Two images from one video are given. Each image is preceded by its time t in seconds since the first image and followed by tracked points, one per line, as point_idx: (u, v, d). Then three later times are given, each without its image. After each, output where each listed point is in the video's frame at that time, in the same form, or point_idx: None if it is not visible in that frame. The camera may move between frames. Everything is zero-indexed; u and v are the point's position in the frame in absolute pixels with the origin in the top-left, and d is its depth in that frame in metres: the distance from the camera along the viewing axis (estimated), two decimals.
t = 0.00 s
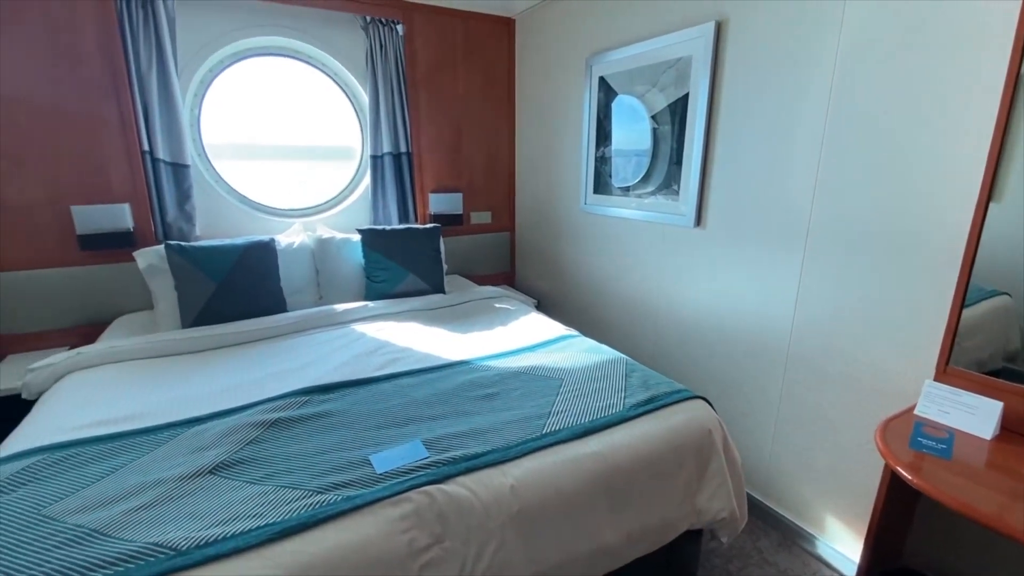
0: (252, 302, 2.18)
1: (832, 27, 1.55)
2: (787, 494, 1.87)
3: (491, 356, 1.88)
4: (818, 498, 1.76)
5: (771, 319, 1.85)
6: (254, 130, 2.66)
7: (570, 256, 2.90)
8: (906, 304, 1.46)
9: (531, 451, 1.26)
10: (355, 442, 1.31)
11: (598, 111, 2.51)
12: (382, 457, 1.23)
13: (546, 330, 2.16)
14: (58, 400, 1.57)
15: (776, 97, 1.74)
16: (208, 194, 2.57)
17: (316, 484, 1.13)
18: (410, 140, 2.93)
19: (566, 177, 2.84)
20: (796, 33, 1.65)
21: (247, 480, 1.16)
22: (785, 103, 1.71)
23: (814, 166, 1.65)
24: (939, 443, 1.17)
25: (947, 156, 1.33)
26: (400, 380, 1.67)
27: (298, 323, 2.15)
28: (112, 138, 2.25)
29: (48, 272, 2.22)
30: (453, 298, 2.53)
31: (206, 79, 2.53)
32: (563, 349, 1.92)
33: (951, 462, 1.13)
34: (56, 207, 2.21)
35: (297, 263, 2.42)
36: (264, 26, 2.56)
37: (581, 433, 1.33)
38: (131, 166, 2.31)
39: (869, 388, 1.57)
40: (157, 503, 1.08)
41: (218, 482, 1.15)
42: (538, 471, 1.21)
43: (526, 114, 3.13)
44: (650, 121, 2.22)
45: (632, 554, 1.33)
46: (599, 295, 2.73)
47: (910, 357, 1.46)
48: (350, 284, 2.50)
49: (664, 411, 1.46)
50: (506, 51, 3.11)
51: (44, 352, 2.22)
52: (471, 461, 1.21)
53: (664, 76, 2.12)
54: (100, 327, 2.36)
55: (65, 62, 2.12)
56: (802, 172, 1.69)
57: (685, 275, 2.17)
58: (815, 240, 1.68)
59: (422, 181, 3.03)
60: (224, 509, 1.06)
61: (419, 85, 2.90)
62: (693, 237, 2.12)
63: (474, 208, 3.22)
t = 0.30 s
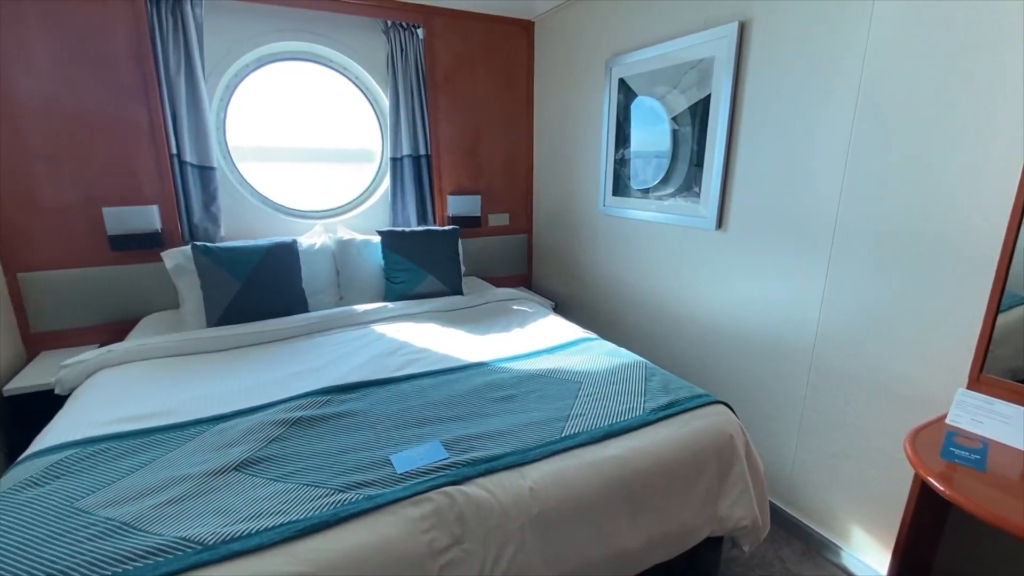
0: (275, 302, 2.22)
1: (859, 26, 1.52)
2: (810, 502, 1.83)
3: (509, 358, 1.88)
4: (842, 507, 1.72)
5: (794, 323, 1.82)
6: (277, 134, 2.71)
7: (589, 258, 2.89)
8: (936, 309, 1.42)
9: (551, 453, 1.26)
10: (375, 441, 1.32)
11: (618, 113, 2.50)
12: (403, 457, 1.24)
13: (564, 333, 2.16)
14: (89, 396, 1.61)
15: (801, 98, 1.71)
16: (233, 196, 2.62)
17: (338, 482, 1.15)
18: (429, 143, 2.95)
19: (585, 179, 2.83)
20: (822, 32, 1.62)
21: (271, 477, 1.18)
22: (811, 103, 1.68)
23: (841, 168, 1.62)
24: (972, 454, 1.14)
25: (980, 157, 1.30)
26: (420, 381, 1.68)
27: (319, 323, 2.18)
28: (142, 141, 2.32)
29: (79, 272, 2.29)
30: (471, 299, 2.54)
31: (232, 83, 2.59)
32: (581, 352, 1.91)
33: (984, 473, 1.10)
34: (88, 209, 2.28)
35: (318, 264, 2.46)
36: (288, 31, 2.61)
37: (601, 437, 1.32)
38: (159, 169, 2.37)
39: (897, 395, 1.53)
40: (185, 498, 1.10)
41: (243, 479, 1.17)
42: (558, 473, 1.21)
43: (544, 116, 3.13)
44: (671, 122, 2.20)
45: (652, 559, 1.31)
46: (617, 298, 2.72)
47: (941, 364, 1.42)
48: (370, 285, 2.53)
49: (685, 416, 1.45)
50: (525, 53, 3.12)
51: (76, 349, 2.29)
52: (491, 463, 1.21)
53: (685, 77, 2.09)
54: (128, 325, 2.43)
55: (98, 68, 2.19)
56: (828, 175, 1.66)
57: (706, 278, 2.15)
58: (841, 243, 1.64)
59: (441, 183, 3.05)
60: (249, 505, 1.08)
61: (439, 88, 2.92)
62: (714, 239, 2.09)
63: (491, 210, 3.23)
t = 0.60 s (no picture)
0: (299, 302, 2.25)
1: (892, 24, 1.48)
2: (839, 510, 1.79)
3: (531, 360, 1.88)
4: (871, 516, 1.68)
5: (821, 327, 1.78)
6: (302, 136, 2.76)
7: (610, 260, 2.88)
8: (973, 314, 1.38)
9: (574, 456, 1.25)
10: (399, 441, 1.33)
11: (639, 114, 2.48)
12: (427, 457, 1.25)
13: (585, 334, 2.15)
14: (123, 391, 1.66)
15: (830, 98, 1.67)
16: (259, 197, 2.67)
17: (364, 481, 1.16)
18: (450, 145, 2.97)
19: (606, 180, 2.82)
20: (853, 30, 1.58)
21: (297, 474, 1.20)
22: (841, 103, 1.64)
23: (872, 168, 1.58)
24: (1012, 464, 1.10)
25: (1020, 157, 1.25)
26: (442, 381, 1.69)
27: (342, 323, 2.21)
28: (173, 144, 2.38)
29: (112, 271, 2.36)
30: (491, 301, 2.54)
31: (259, 87, 2.64)
32: (603, 354, 1.90)
33: None
34: (120, 210, 2.34)
35: (341, 265, 2.49)
36: (314, 36, 2.65)
37: (625, 440, 1.31)
38: (189, 171, 2.43)
39: (931, 403, 1.49)
40: (216, 493, 1.13)
41: (271, 475, 1.19)
42: (582, 476, 1.20)
43: (565, 118, 3.13)
44: (695, 123, 2.17)
45: (676, 565, 1.30)
46: (638, 300, 2.70)
47: (977, 371, 1.38)
48: (391, 286, 2.55)
49: (710, 421, 1.43)
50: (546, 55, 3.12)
51: (108, 346, 2.37)
52: (515, 464, 1.21)
53: (710, 77, 2.07)
54: (158, 323, 2.50)
55: (132, 74, 2.26)
56: (858, 176, 1.62)
57: (730, 281, 2.12)
58: (872, 246, 1.60)
59: (462, 185, 3.07)
60: (277, 501, 1.10)
61: (460, 91, 2.94)
62: (738, 242, 2.06)
63: (511, 212, 3.24)
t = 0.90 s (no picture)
0: (318, 300, 2.28)
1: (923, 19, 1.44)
2: (864, 517, 1.75)
3: (548, 360, 1.87)
4: (898, 524, 1.64)
5: (846, 330, 1.74)
6: (322, 137, 2.79)
7: (627, 260, 2.86)
8: (1007, 318, 1.33)
9: (594, 457, 1.24)
10: (418, 439, 1.34)
11: (659, 113, 2.46)
12: (446, 456, 1.25)
13: (603, 335, 2.13)
14: (148, 387, 1.69)
15: (857, 95, 1.63)
16: (279, 197, 2.71)
17: (383, 479, 1.16)
18: (468, 145, 2.98)
19: (623, 180, 2.80)
20: (882, 26, 1.55)
21: (318, 471, 1.21)
22: (868, 101, 1.60)
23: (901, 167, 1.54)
24: None
25: None
26: (459, 381, 1.70)
27: (360, 321, 2.22)
28: (197, 145, 2.42)
29: (137, 269, 2.41)
30: (508, 301, 2.54)
31: (280, 88, 2.67)
32: (621, 355, 1.88)
33: None
34: (145, 209, 2.39)
35: (359, 264, 2.51)
36: (334, 37, 2.68)
37: (645, 442, 1.30)
38: (212, 171, 2.47)
39: (961, 409, 1.44)
40: (239, 488, 1.14)
41: (292, 472, 1.21)
42: (602, 478, 1.19)
43: (583, 117, 3.11)
44: (715, 122, 2.14)
45: (697, 569, 1.27)
46: (657, 301, 2.67)
47: (1010, 377, 1.33)
48: (409, 285, 2.57)
49: (732, 424, 1.40)
50: (564, 54, 3.10)
51: (132, 342, 2.42)
52: (534, 464, 1.20)
53: (732, 75, 2.04)
54: (180, 321, 2.54)
55: (158, 76, 2.31)
56: (886, 175, 1.58)
57: (752, 282, 2.09)
58: (901, 246, 1.56)
59: (479, 185, 3.07)
60: (298, 498, 1.10)
61: (478, 91, 2.94)
62: (760, 242, 2.03)
63: (528, 212, 3.23)
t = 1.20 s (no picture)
0: (332, 298, 2.29)
1: (951, 13, 1.40)
2: (885, 523, 1.71)
3: (562, 360, 1.86)
4: (920, 531, 1.60)
5: (868, 332, 1.70)
6: (338, 136, 2.81)
7: (642, 260, 2.83)
8: None
9: (610, 459, 1.23)
10: (432, 438, 1.33)
11: (676, 111, 2.43)
12: (460, 455, 1.25)
13: (618, 336, 2.11)
14: (167, 382, 1.72)
15: (882, 92, 1.59)
16: (295, 195, 2.73)
17: (398, 476, 1.16)
18: (482, 144, 2.98)
19: (639, 179, 2.77)
20: (908, 20, 1.50)
21: (333, 468, 1.21)
22: (893, 98, 1.56)
23: (927, 166, 1.50)
24: None
25: None
26: (474, 380, 1.69)
27: (374, 320, 2.23)
28: (215, 144, 2.45)
29: (156, 266, 2.45)
30: (522, 300, 2.53)
31: (296, 87, 2.69)
32: (636, 356, 1.86)
33: None
34: (165, 207, 2.43)
35: (373, 262, 2.52)
36: (350, 37, 2.69)
37: (662, 444, 1.28)
38: (229, 170, 2.50)
39: (989, 415, 1.40)
40: (256, 484, 1.15)
41: (308, 469, 1.21)
42: (617, 479, 1.18)
43: (598, 115, 3.09)
44: (734, 120, 2.11)
45: (713, 574, 1.25)
46: (672, 301, 2.64)
47: None
48: (422, 284, 2.57)
49: (750, 427, 1.38)
50: (579, 52, 3.08)
51: (151, 338, 2.46)
52: (549, 465, 1.19)
53: (751, 72, 2.00)
54: (198, 317, 2.58)
55: (178, 76, 2.34)
56: (911, 174, 1.54)
57: (771, 282, 2.05)
58: (926, 246, 1.52)
59: (493, 183, 3.06)
60: (314, 495, 1.11)
61: (492, 89, 2.93)
62: (780, 243, 1.99)
63: (542, 211, 3.22)
